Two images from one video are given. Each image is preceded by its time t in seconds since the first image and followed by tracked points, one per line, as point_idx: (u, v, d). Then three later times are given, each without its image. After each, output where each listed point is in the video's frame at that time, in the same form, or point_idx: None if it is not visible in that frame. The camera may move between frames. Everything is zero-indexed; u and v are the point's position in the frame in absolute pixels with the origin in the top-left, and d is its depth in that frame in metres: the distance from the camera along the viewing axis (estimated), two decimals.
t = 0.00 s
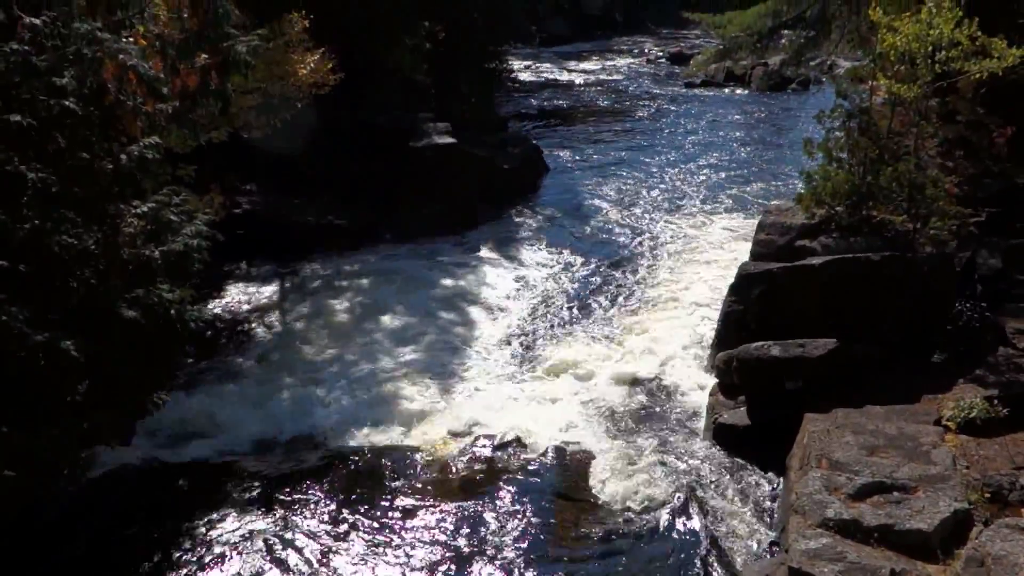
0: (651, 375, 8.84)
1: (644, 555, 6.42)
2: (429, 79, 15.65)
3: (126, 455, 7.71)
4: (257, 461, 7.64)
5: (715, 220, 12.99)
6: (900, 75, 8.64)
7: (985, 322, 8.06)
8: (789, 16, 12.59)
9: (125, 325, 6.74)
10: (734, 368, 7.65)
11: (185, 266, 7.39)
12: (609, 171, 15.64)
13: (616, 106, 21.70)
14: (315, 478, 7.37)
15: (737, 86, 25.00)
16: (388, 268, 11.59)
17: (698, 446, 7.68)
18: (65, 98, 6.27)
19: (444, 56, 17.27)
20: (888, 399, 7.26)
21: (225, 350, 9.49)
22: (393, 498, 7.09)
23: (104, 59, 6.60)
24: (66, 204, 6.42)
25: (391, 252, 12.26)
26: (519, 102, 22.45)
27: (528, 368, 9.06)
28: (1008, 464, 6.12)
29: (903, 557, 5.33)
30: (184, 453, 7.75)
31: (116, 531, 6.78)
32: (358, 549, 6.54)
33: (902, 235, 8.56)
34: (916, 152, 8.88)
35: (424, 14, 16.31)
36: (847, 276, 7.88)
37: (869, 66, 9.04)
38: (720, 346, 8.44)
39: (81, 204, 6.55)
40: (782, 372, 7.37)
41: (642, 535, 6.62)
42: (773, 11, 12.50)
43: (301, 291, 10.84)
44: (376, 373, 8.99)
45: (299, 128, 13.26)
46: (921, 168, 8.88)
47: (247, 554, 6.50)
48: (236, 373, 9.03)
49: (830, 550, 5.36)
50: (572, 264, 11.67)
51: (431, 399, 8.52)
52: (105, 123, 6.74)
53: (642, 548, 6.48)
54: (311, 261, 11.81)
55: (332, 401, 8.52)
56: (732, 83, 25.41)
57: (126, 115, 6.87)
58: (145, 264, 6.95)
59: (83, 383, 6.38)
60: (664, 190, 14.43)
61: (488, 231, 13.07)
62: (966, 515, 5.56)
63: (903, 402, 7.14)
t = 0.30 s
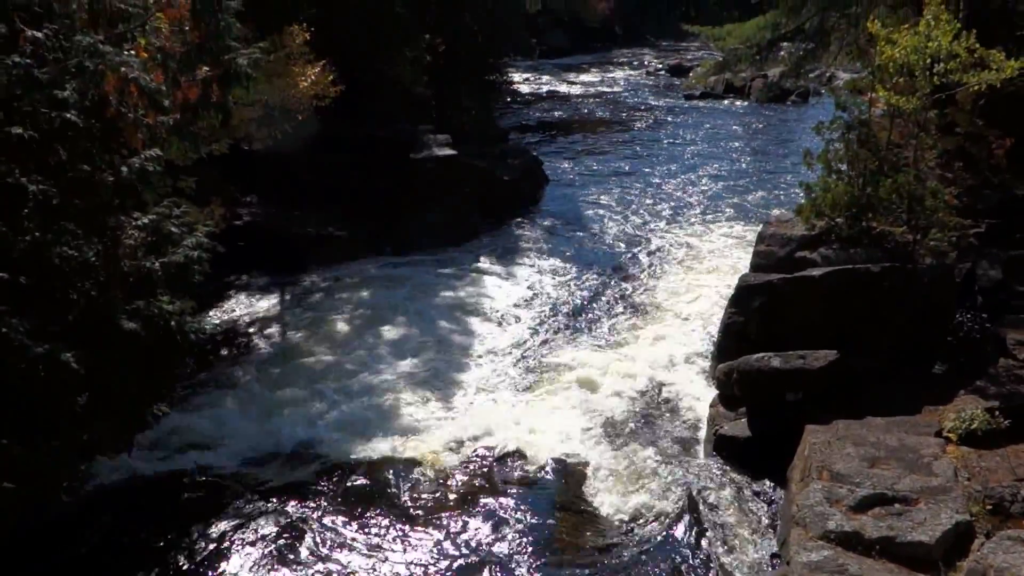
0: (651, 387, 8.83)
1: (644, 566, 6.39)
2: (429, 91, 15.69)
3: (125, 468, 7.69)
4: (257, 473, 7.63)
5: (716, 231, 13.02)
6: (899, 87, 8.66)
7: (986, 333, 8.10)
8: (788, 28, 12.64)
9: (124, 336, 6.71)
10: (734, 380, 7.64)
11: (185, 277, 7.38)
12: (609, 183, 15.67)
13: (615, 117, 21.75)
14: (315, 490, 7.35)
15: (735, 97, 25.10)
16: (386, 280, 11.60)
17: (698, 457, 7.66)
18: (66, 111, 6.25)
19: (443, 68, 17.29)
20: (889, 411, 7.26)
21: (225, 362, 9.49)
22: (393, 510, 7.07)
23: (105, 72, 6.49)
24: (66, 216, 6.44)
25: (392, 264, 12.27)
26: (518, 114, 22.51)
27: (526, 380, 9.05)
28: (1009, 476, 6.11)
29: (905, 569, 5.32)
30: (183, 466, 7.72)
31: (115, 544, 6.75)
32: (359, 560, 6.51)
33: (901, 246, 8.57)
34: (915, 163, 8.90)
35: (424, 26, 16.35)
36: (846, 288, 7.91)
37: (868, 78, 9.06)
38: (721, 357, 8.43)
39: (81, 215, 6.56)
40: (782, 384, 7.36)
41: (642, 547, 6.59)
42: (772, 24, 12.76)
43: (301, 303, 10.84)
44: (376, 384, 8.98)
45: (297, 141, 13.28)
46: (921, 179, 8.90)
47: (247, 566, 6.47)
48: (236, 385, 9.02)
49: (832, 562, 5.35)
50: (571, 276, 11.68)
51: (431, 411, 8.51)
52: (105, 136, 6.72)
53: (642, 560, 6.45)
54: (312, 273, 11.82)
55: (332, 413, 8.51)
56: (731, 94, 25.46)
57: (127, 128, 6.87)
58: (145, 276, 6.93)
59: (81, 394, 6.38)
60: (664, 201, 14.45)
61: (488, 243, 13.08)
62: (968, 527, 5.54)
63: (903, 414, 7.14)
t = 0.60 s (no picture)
0: (651, 398, 8.83)
1: None
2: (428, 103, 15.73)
3: (125, 479, 7.66)
4: (256, 484, 7.61)
5: (717, 243, 13.03)
6: (899, 99, 8.68)
7: (985, 345, 8.12)
8: (787, 41, 12.66)
9: (123, 347, 6.69)
10: (734, 392, 7.63)
11: (186, 289, 7.37)
12: (609, 194, 15.69)
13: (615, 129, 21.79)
14: (315, 501, 7.33)
15: (735, 109, 25.16)
16: (386, 291, 11.61)
17: (699, 469, 7.63)
18: (67, 123, 6.29)
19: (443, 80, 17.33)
20: (890, 423, 7.25)
21: (225, 373, 9.48)
22: (393, 522, 7.04)
23: (107, 84, 6.43)
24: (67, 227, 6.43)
25: (392, 275, 12.27)
26: (518, 126, 22.55)
27: (527, 391, 9.05)
28: (1010, 488, 6.10)
29: None
30: (183, 479, 7.70)
31: (114, 555, 6.73)
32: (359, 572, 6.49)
33: (901, 258, 8.57)
34: (914, 176, 8.91)
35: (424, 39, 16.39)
36: (846, 299, 7.91)
37: (867, 90, 9.09)
38: (721, 369, 8.42)
39: (82, 226, 6.55)
40: (783, 397, 7.35)
41: (643, 559, 6.57)
42: (772, 36, 12.79)
43: (301, 314, 10.83)
44: (376, 396, 8.97)
45: (297, 153, 13.30)
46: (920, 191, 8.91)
47: None
48: (235, 396, 9.00)
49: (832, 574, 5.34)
50: (572, 287, 11.69)
51: (431, 422, 8.50)
52: (107, 147, 6.75)
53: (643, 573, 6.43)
54: (312, 285, 11.83)
55: (332, 425, 8.49)
56: (730, 106, 25.52)
57: (128, 139, 6.87)
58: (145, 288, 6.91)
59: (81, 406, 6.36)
60: (665, 213, 14.46)
61: (488, 254, 13.10)
62: (969, 539, 5.53)
63: (904, 426, 7.13)
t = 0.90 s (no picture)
0: (651, 411, 8.81)
1: None
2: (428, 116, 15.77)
3: (124, 492, 7.63)
4: (255, 497, 7.59)
5: (717, 255, 13.02)
6: (898, 112, 8.68)
7: (987, 356, 8.11)
8: (786, 54, 12.67)
9: (122, 359, 6.64)
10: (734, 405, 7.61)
11: (187, 301, 7.35)
12: (608, 206, 15.69)
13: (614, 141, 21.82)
14: (313, 514, 7.30)
15: (734, 122, 25.22)
16: (386, 303, 11.61)
17: (699, 482, 7.60)
18: (67, 135, 6.30)
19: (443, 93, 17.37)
20: (892, 435, 7.23)
21: (224, 386, 9.47)
22: (391, 535, 7.01)
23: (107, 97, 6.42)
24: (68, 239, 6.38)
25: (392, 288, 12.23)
26: (518, 138, 22.59)
27: (526, 404, 9.04)
28: (1011, 501, 6.09)
29: None
30: (181, 491, 7.69)
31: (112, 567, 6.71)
32: None
33: (901, 270, 8.57)
34: (913, 188, 8.92)
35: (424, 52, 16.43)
36: (845, 312, 7.91)
37: (866, 103, 9.11)
38: (721, 381, 8.41)
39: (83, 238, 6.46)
40: (782, 409, 7.34)
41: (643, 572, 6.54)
42: (771, 49, 12.75)
43: (299, 327, 10.80)
44: (376, 408, 8.95)
45: (297, 165, 13.32)
46: (919, 204, 8.93)
47: None
48: (234, 409, 8.99)
49: None
50: (571, 299, 11.69)
51: (431, 434, 8.48)
52: (108, 160, 6.76)
53: None
54: (311, 297, 11.81)
55: (331, 437, 8.47)
56: (730, 119, 25.57)
57: (129, 152, 6.86)
58: (145, 300, 6.86)
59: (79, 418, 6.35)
60: (664, 225, 14.46)
61: (488, 266, 13.09)
62: (970, 552, 5.51)
63: (904, 438, 7.12)
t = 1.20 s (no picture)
0: (650, 423, 8.80)
1: None
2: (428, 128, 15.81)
3: (122, 505, 7.59)
4: (253, 510, 7.56)
5: (716, 267, 13.02)
6: (896, 124, 8.71)
7: (986, 368, 8.11)
8: (784, 67, 12.72)
9: (121, 371, 6.65)
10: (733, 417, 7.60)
11: (187, 312, 7.34)
12: (607, 218, 15.70)
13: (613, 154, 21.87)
14: (312, 526, 7.27)
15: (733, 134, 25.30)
16: (385, 315, 11.61)
17: (698, 494, 7.59)
18: (67, 147, 6.24)
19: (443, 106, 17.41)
20: (892, 447, 7.21)
21: (223, 398, 9.45)
22: (390, 547, 6.99)
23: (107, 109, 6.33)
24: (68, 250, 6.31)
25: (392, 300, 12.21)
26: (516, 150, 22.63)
27: (525, 416, 9.02)
28: (1010, 513, 6.08)
29: None
30: (179, 503, 7.65)
31: None
32: None
33: (900, 282, 8.58)
34: (912, 201, 8.94)
35: (423, 64, 16.48)
36: (844, 325, 7.91)
37: (864, 116, 9.15)
38: (721, 393, 8.41)
39: (83, 249, 6.39)
40: (782, 422, 7.32)
41: None
42: (769, 61, 12.79)
43: (299, 339, 10.80)
44: (374, 420, 8.94)
45: (296, 177, 13.32)
46: (918, 216, 8.94)
47: None
48: (233, 421, 8.97)
49: None
50: (571, 311, 11.68)
51: (430, 446, 8.46)
52: (108, 172, 6.77)
53: None
54: (311, 309, 11.81)
55: (330, 450, 8.45)
56: (728, 131, 25.63)
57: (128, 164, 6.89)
58: (144, 312, 6.87)
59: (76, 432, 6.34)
60: (663, 237, 14.46)
61: (487, 279, 13.09)
62: (971, 565, 5.49)
63: (904, 451, 7.10)
